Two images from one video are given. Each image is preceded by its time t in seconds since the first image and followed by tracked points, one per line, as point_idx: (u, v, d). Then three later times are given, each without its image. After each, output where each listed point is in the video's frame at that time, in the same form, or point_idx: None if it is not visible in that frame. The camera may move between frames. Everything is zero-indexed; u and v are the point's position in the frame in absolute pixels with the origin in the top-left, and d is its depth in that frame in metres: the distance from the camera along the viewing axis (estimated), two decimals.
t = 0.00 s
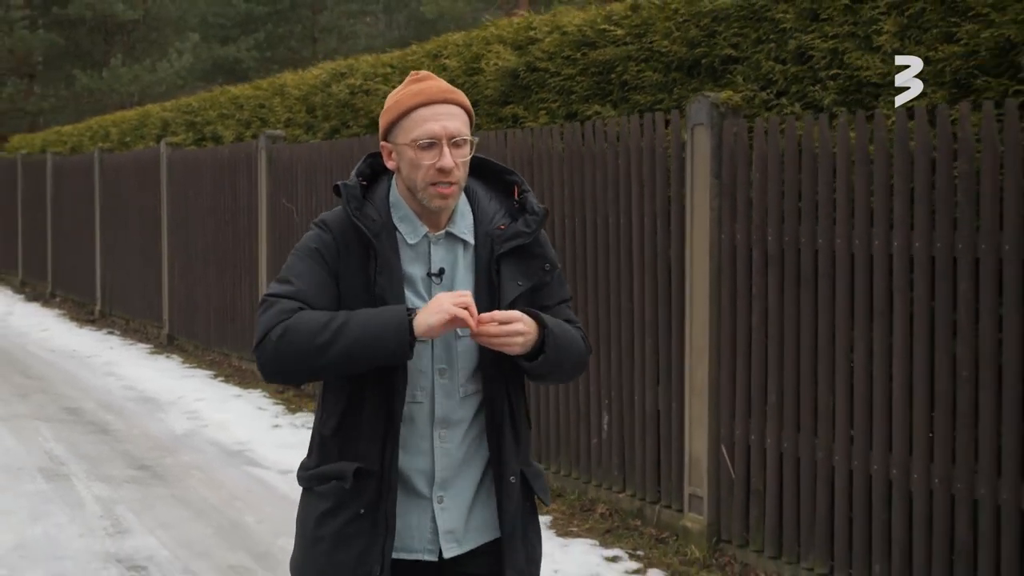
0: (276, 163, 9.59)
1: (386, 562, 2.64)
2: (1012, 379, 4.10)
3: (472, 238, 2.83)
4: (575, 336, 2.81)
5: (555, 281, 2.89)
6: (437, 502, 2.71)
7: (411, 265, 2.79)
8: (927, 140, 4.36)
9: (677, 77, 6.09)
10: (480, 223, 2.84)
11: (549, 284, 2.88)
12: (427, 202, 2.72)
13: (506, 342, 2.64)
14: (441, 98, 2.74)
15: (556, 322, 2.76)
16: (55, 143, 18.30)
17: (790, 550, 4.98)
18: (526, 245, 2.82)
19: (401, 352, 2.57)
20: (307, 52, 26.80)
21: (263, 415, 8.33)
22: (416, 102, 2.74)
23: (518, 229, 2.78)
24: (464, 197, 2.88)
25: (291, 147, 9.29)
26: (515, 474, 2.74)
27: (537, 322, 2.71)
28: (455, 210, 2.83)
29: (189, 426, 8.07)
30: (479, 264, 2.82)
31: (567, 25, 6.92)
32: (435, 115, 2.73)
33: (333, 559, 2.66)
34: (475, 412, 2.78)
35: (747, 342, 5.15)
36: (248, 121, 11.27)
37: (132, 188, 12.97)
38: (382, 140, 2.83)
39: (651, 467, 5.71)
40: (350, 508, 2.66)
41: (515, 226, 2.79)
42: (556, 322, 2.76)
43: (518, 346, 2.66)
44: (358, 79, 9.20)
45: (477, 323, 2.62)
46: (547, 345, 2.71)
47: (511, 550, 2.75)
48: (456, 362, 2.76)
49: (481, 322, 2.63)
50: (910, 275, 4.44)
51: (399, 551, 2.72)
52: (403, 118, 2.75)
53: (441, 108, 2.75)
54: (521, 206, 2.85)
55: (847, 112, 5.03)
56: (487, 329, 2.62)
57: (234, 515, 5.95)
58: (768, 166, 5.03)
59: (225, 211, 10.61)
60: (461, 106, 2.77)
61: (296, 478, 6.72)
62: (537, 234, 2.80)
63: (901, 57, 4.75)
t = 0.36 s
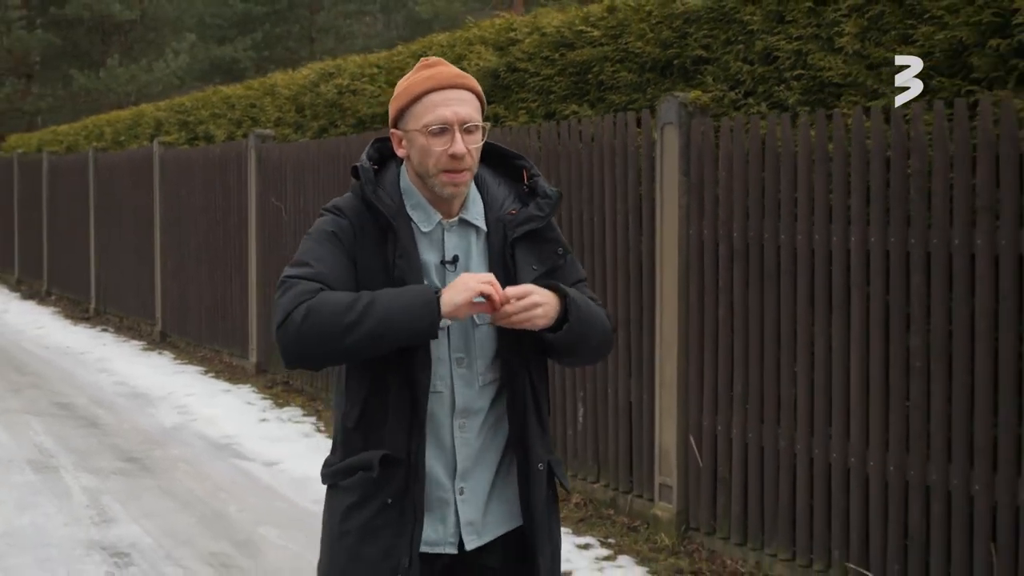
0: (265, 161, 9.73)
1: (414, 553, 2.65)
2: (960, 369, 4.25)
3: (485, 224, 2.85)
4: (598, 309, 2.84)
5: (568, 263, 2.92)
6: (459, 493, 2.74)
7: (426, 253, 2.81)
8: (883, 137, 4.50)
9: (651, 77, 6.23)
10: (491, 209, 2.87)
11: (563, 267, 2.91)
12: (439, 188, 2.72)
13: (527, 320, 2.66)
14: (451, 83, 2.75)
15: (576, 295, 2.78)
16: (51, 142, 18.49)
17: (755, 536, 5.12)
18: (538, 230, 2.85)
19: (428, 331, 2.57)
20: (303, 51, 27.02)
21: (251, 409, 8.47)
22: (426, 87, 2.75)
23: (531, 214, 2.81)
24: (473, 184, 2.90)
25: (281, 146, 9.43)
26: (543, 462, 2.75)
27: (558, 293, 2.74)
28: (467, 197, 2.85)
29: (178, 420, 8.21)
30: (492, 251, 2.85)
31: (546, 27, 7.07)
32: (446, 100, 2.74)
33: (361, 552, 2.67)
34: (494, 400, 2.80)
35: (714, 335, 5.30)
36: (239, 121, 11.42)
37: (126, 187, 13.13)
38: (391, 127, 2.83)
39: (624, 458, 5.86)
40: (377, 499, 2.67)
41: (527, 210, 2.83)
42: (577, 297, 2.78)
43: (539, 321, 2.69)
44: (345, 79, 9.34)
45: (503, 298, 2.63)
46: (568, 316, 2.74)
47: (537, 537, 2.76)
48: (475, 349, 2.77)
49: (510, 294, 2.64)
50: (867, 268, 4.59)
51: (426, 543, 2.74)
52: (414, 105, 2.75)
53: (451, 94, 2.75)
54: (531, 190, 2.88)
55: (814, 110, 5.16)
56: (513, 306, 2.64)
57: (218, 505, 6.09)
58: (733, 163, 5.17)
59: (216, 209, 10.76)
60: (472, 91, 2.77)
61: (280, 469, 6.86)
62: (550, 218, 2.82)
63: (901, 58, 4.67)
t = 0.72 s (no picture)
0: (255, 161, 9.88)
1: (392, 562, 2.59)
2: (914, 363, 4.40)
3: (474, 233, 2.79)
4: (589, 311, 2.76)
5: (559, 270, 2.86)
6: (445, 500, 2.67)
7: (414, 260, 2.74)
8: (843, 139, 4.67)
9: (626, 80, 6.38)
10: (481, 217, 2.81)
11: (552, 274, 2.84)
12: (426, 193, 2.66)
13: (517, 304, 2.60)
14: (438, 87, 2.68)
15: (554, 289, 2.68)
16: (46, 142, 18.66)
17: (721, 526, 5.28)
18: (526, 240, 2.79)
19: (411, 338, 2.50)
20: (299, 52, 27.27)
21: (239, 405, 8.63)
22: (413, 92, 2.68)
23: (519, 224, 2.75)
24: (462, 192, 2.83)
25: (270, 147, 9.58)
26: (521, 470, 2.68)
27: (537, 282, 2.66)
28: (457, 204, 2.78)
29: (167, 416, 8.37)
30: (479, 260, 2.77)
31: (526, 30, 7.24)
32: (432, 104, 2.67)
33: (339, 559, 2.61)
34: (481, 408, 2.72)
35: (683, 331, 5.46)
36: (230, 121, 11.57)
37: (119, 186, 13.29)
38: (380, 132, 2.76)
39: (598, 451, 6.02)
40: (357, 506, 2.61)
41: (515, 219, 2.77)
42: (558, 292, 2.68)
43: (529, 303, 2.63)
44: (334, 80, 9.49)
45: (483, 279, 2.58)
46: (546, 310, 2.65)
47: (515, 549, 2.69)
48: (460, 356, 2.70)
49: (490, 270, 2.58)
50: (827, 267, 4.75)
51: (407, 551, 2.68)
52: (400, 110, 2.69)
53: (439, 97, 2.68)
54: (520, 198, 2.81)
55: (780, 112, 5.32)
56: (495, 286, 2.57)
57: (203, 496, 6.25)
58: (701, 163, 5.33)
59: (207, 208, 10.91)
60: (459, 93, 2.71)
61: (266, 463, 7.01)
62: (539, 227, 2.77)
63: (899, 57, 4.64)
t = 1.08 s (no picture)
0: (250, 164, 10.04)
1: None
2: (879, 360, 4.57)
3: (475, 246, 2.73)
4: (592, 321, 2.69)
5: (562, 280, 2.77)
6: (451, 518, 2.60)
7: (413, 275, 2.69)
8: (811, 145, 4.84)
9: (609, 85, 6.55)
10: (482, 229, 2.75)
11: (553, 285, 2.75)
12: (422, 207, 2.61)
13: (503, 292, 2.53)
14: (431, 97, 2.62)
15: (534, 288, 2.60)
16: (46, 143, 18.83)
17: (697, 518, 5.44)
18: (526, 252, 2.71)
19: (396, 351, 2.48)
20: (298, 53, 27.51)
21: (234, 403, 8.79)
22: (406, 102, 2.62)
23: (518, 236, 2.69)
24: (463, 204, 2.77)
25: (265, 149, 9.74)
26: (501, 490, 2.60)
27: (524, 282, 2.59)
28: (457, 217, 2.73)
29: (163, 413, 8.53)
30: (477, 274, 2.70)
31: (513, 36, 7.41)
32: (426, 115, 2.61)
33: None
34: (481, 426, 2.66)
35: (661, 330, 5.63)
36: (226, 123, 11.73)
37: (117, 187, 13.46)
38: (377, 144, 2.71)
39: (581, 446, 6.19)
40: (363, 528, 2.57)
41: (515, 231, 2.70)
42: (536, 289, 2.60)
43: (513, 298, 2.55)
44: (327, 83, 9.64)
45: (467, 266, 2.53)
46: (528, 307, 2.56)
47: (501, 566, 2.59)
48: (456, 372, 2.63)
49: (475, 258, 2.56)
50: (796, 267, 4.93)
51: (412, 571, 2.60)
52: (393, 122, 2.63)
53: (432, 108, 2.63)
54: (523, 210, 2.74)
55: (755, 116, 5.48)
56: (479, 269, 2.52)
57: (196, 491, 6.41)
58: (678, 167, 5.50)
59: (203, 210, 11.08)
60: (454, 102, 2.64)
61: (258, 459, 7.18)
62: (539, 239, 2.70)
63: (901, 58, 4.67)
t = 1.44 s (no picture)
0: (245, 164, 10.20)
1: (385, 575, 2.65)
2: (846, 355, 4.73)
3: (470, 242, 2.82)
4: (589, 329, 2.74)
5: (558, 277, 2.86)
6: (443, 514, 2.71)
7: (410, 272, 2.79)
8: (782, 147, 5.00)
9: (592, 88, 6.70)
10: (479, 225, 2.85)
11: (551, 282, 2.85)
12: (416, 202, 2.74)
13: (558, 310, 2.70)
14: (426, 96, 2.76)
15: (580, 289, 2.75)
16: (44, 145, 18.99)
17: (674, 510, 5.60)
18: (523, 248, 2.82)
19: (331, 380, 2.51)
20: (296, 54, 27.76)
21: (228, 400, 8.95)
22: (402, 101, 2.77)
23: (515, 232, 2.79)
24: (462, 202, 2.89)
25: (259, 150, 9.89)
26: (531, 482, 2.73)
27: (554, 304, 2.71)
28: (452, 214, 2.84)
29: (158, 410, 8.69)
30: (475, 270, 2.80)
31: (500, 40, 7.56)
32: (421, 113, 2.75)
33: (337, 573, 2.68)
34: (483, 421, 2.77)
35: (641, 327, 5.80)
36: (222, 125, 11.89)
37: (114, 188, 13.62)
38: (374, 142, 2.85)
39: (563, 441, 6.35)
40: (353, 521, 2.68)
41: (512, 227, 2.80)
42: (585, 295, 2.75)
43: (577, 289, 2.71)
44: (321, 86, 9.79)
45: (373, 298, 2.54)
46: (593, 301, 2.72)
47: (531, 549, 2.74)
48: (456, 368, 2.74)
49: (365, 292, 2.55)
50: (769, 266, 5.08)
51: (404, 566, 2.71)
52: (391, 119, 2.78)
53: (427, 107, 2.77)
54: (521, 208, 2.85)
55: (732, 120, 5.64)
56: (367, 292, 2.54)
57: (188, 484, 6.57)
58: (656, 168, 5.66)
59: (199, 210, 11.24)
60: (450, 101, 2.78)
61: (250, 454, 7.33)
62: (535, 235, 2.80)
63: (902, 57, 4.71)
